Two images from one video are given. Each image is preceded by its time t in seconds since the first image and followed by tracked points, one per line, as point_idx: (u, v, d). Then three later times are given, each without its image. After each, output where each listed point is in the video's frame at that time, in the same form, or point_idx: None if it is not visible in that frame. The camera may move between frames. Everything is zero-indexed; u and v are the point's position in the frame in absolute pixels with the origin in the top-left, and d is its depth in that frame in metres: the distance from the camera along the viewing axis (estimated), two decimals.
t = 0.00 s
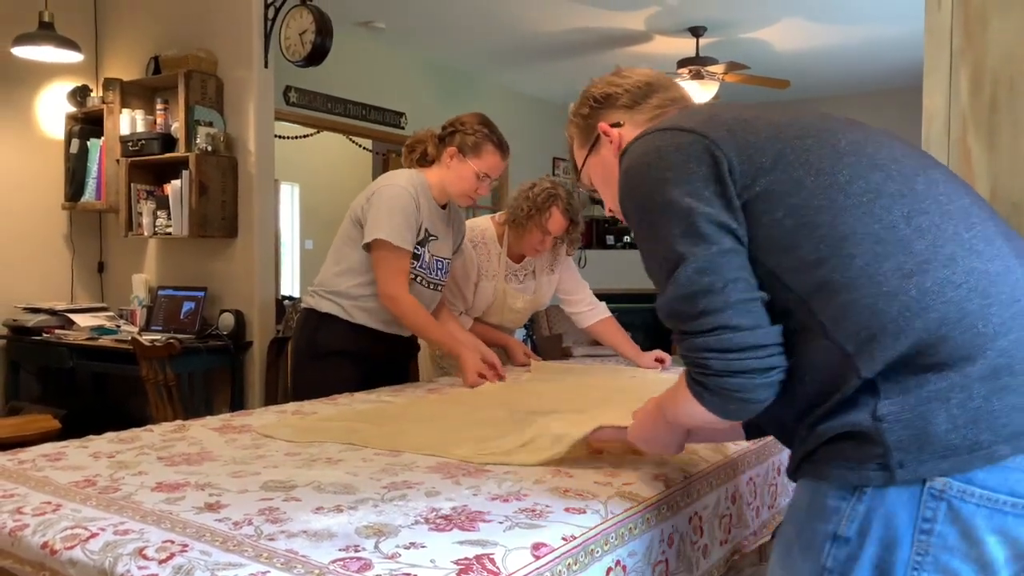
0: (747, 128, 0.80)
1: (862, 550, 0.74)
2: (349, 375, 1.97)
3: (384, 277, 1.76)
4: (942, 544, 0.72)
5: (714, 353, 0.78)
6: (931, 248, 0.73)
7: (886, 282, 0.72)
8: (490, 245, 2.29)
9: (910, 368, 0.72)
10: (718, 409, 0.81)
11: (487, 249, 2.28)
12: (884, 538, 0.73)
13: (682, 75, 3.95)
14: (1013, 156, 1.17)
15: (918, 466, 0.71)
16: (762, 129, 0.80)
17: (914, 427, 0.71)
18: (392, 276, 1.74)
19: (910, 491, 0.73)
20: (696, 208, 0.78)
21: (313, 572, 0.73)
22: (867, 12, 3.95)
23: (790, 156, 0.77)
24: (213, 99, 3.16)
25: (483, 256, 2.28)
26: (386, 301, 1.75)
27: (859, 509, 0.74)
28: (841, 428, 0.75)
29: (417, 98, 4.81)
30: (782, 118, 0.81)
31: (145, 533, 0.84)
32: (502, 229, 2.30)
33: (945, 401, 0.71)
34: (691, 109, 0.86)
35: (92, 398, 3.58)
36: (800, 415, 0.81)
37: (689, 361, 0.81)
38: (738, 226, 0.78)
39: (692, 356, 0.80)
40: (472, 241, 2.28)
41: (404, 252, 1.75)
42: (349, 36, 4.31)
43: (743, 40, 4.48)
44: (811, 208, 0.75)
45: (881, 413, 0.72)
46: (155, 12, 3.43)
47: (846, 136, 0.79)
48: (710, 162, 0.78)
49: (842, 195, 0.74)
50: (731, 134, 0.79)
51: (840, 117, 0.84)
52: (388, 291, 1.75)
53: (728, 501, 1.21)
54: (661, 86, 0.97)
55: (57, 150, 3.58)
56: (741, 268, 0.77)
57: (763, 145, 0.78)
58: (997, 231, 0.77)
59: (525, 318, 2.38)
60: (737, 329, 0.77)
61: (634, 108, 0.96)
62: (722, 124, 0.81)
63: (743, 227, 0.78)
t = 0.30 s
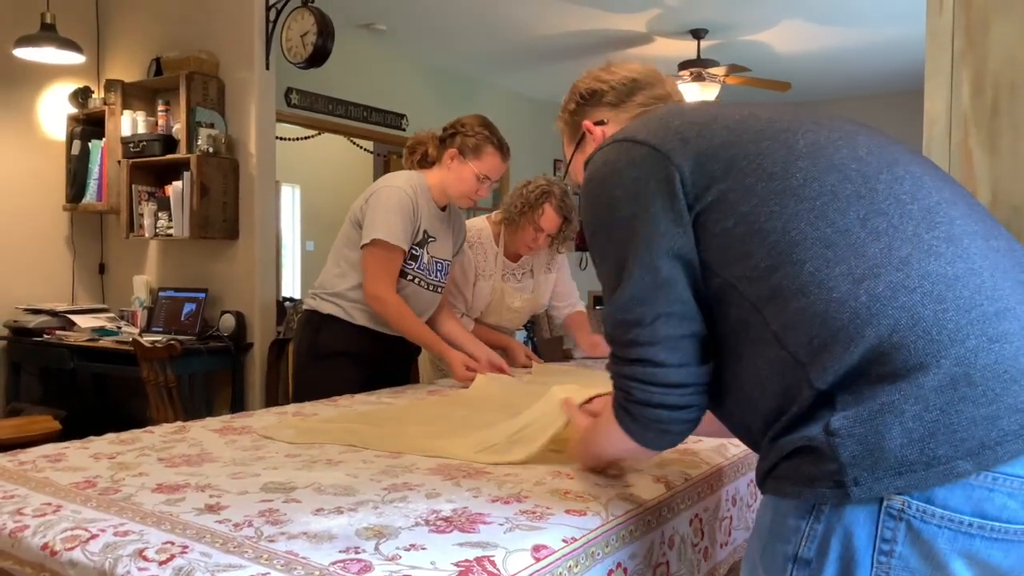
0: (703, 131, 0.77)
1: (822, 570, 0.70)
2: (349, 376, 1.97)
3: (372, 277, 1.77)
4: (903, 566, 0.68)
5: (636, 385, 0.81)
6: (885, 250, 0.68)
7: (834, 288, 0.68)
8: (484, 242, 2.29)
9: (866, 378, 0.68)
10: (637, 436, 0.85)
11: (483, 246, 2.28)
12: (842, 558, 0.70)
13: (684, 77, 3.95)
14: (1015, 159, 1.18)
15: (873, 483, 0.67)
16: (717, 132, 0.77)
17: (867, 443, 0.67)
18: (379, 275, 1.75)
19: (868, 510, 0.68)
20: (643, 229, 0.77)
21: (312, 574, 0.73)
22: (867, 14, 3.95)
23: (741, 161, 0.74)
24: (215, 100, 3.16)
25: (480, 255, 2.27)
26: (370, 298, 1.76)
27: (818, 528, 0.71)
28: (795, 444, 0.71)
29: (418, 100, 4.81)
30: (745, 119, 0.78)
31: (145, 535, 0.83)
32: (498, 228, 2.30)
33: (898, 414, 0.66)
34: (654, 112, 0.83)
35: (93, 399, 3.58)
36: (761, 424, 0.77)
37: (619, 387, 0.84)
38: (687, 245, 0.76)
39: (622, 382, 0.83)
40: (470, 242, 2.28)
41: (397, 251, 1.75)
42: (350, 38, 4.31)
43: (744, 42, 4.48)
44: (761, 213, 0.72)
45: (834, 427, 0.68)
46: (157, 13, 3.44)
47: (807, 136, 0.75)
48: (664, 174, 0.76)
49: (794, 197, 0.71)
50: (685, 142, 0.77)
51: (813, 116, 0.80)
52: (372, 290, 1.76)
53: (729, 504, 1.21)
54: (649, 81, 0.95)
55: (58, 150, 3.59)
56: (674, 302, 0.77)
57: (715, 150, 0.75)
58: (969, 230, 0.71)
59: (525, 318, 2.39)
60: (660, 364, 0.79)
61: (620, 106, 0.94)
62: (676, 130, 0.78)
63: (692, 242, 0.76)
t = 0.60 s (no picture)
0: (697, 133, 0.77)
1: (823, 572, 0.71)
2: (349, 378, 1.97)
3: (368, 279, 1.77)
4: (905, 569, 0.68)
5: (641, 390, 0.79)
6: (883, 249, 0.68)
7: (832, 288, 0.68)
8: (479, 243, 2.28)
9: (865, 378, 0.68)
10: (632, 441, 0.84)
11: (478, 247, 2.28)
12: (843, 561, 0.70)
13: (683, 80, 3.95)
14: (1012, 161, 1.18)
15: (873, 485, 0.67)
16: (713, 132, 0.77)
17: (866, 443, 0.67)
18: (374, 276, 1.75)
19: (869, 512, 0.68)
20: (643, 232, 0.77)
21: None
22: (865, 16, 3.95)
23: (738, 161, 0.74)
24: (214, 102, 3.16)
25: (475, 255, 2.27)
26: (366, 301, 1.76)
27: (819, 531, 0.71)
28: (795, 446, 0.71)
29: (417, 101, 4.82)
30: (741, 120, 0.78)
31: (145, 537, 0.83)
32: (493, 228, 2.30)
33: (897, 413, 0.66)
34: (653, 114, 0.83)
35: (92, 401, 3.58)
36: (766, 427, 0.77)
37: (616, 389, 0.83)
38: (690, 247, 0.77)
39: (621, 386, 0.81)
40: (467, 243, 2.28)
41: (395, 253, 1.75)
42: (350, 40, 4.32)
43: (743, 44, 4.48)
44: (758, 213, 0.72)
45: (832, 428, 0.68)
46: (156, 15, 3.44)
47: (801, 136, 0.75)
48: (663, 177, 0.77)
49: (791, 196, 0.71)
50: (681, 145, 0.77)
51: (808, 117, 0.80)
52: (368, 291, 1.76)
53: (727, 506, 1.21)
54: (647, 87, 0.95)
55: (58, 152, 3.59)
56: (674, 308, 0.77)
57: (711, 151, 0.76)
58: (966, 228, 0.71)
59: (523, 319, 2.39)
60: (664, 369, 0.78)
61: (619, 112, 0.94)
62: (672, 133, 0.78)
63: (692, 245, 0.76)
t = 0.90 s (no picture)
0: (707, 125, 0.75)
1: (798, 569, 0.71)
2: (349, 379, 1.97)
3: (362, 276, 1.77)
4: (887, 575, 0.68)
5: (667, 365, 0.71)
6: (892, 257, 0.67)
7: (840, 295, 0.66)
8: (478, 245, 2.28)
9: (867, 386, 0.67)
10: (659, 430, 0.74)
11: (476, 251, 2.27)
12: (820, 562, 0.70)
13: (682, 81, 3.95)
14: (1012, 163, 1.17)
15: (865, 491, 0.67)
16: (723, 126, 0.75)
17: (864, 450, 0.66)
18: (370, 275, 1.75)
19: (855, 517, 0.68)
20: (655, 212, 0.73)
21: None
22: (863, 17, 3.95)
23: (748, 156, 0.72)
24: (213, 104, 3.16)
25: (473, 257, 2.27)
26: (361, 300, 1.75)
27: (801, 527, 0.71)
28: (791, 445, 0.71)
29: (417, 103, 4.82)
30: (751, 114, 0.76)
31: (143, 539, 0.83)
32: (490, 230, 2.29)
33: (898, 422, 0.65)
34: (664, 104, 0.81)
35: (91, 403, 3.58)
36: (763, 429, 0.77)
37: (634, 369, 0.75)
38: (702, 238, 0.74)
39: (641, 365, 0.73)
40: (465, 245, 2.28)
41: (395, 252, 1.75)
42: (349, 41, 4.32)
43: (742, 45, 4.48)
44: (767, 215, 0.70)
45: (830, 433, 0.67)
46: (156, 16, 3.44)
47: (810, 136, 0.73)
48: (671, 167, 0.74)
49: (801, 198, 0.69)
50: (691, 135, 0.75)
51: (810, 114, 0.78)
52: (363, 291, 1.75)
53: (727, 507, 1.21)
54: (646, 79, 0.93)
55: (57, 153, 3.59)
56: (702, 277, 0.72)
57: (722, 144, 0.74)
58: (972, 238, 0.70)
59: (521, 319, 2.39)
60: (690, 338, 0.70)
61: (616, 104, 0.92)
62: (682, 124, 0.76)
63: (702, 237, 0.74)
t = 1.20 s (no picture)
0: (636, 123, 0.72)
1: None
2: (348, 379, 1.97)
3: (359, 276, 1.76)
4: None
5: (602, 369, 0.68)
6: (821, 251, 0.62)
7: (766, 293, 0.62)
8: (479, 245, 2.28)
9: (800, 392, 0.63)
10: (606, 437, 0.71)
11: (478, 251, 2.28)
12: None
13: (681, 81, 3.95)
14: (1011, 164, 1.16)
15: (800, 507, 0.62)
16: (653, 123, 0.71)
17: (796, 462, 0.62)
18: (367, 276, 1.75)
19: (795, 537, 0.64)
20: (580, 211, 0.71)
21: None
22: (863, 18, 3.95)
23: (677, 153, 0.68)
24: (212, 104, 3.16)
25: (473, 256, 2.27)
26: (358, 300, 1.75)
27: (741, 555, 0.67)
28: (727, 460, 0.67)
29: (417, 103, 4.82)
30: (685, 110, 0.73)
31: (143, 539, 0.83)
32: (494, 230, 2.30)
33: (830, 430, 0.61)
34: (598, 103, 0.78)
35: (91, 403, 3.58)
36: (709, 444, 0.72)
37: (574, 377, 0.71)
38: (631, 235, 0.70)
39: (576, 372, 0.70)
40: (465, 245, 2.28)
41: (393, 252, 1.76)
42: (348, 41, 4.32)
43: (742, 45, 4.48)
44: (694, 211, 0.66)
45: (760, 444, 0.63)
46: (155, 16, 3.44)
47: (742, 127, 0.69)
48: (595, 165, 0.71)
49: (727, 192, 0.65)
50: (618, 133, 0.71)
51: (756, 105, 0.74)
52: (359, 290, 1.75)
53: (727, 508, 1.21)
54: (595, 77, 0.90)
55: (57, 153, 3.59)
56: (631, 271, 0.69)
57: (651, 143, 0.70)
58: (915, 228, 0.65)
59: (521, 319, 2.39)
60: (622, 337, 0.67)
61: (564, 105, 0.90)
62: (610, 121, 0.73)
63: (630, 237, 0.70)
